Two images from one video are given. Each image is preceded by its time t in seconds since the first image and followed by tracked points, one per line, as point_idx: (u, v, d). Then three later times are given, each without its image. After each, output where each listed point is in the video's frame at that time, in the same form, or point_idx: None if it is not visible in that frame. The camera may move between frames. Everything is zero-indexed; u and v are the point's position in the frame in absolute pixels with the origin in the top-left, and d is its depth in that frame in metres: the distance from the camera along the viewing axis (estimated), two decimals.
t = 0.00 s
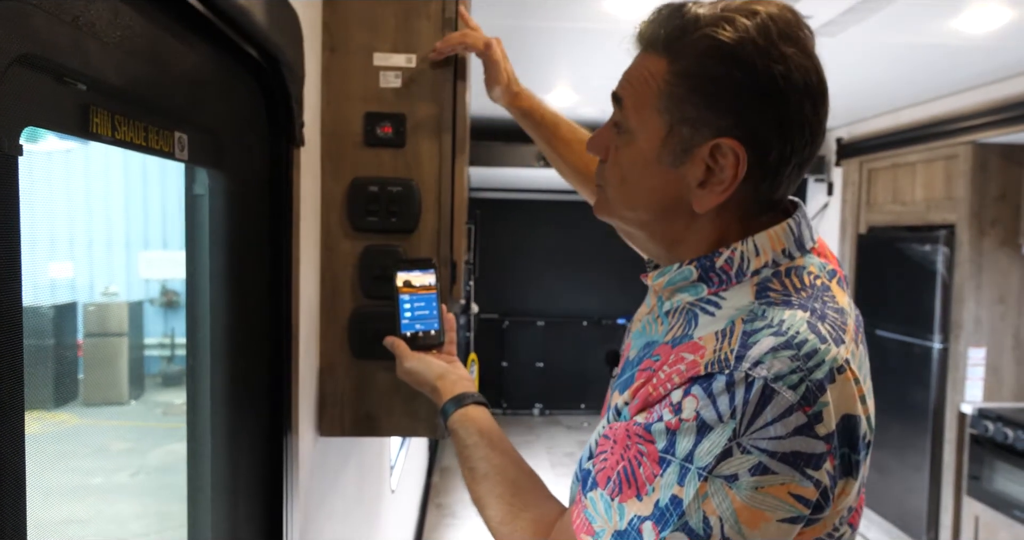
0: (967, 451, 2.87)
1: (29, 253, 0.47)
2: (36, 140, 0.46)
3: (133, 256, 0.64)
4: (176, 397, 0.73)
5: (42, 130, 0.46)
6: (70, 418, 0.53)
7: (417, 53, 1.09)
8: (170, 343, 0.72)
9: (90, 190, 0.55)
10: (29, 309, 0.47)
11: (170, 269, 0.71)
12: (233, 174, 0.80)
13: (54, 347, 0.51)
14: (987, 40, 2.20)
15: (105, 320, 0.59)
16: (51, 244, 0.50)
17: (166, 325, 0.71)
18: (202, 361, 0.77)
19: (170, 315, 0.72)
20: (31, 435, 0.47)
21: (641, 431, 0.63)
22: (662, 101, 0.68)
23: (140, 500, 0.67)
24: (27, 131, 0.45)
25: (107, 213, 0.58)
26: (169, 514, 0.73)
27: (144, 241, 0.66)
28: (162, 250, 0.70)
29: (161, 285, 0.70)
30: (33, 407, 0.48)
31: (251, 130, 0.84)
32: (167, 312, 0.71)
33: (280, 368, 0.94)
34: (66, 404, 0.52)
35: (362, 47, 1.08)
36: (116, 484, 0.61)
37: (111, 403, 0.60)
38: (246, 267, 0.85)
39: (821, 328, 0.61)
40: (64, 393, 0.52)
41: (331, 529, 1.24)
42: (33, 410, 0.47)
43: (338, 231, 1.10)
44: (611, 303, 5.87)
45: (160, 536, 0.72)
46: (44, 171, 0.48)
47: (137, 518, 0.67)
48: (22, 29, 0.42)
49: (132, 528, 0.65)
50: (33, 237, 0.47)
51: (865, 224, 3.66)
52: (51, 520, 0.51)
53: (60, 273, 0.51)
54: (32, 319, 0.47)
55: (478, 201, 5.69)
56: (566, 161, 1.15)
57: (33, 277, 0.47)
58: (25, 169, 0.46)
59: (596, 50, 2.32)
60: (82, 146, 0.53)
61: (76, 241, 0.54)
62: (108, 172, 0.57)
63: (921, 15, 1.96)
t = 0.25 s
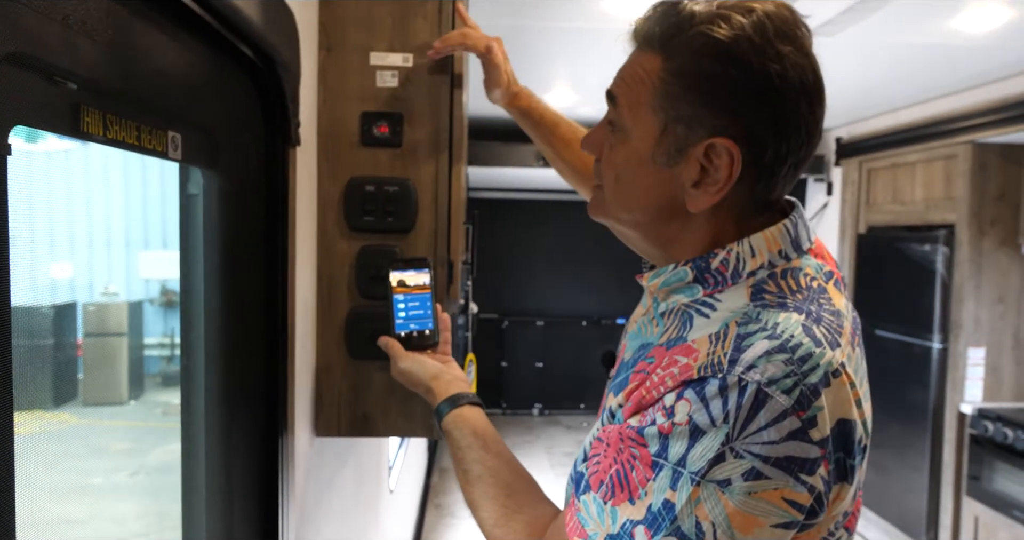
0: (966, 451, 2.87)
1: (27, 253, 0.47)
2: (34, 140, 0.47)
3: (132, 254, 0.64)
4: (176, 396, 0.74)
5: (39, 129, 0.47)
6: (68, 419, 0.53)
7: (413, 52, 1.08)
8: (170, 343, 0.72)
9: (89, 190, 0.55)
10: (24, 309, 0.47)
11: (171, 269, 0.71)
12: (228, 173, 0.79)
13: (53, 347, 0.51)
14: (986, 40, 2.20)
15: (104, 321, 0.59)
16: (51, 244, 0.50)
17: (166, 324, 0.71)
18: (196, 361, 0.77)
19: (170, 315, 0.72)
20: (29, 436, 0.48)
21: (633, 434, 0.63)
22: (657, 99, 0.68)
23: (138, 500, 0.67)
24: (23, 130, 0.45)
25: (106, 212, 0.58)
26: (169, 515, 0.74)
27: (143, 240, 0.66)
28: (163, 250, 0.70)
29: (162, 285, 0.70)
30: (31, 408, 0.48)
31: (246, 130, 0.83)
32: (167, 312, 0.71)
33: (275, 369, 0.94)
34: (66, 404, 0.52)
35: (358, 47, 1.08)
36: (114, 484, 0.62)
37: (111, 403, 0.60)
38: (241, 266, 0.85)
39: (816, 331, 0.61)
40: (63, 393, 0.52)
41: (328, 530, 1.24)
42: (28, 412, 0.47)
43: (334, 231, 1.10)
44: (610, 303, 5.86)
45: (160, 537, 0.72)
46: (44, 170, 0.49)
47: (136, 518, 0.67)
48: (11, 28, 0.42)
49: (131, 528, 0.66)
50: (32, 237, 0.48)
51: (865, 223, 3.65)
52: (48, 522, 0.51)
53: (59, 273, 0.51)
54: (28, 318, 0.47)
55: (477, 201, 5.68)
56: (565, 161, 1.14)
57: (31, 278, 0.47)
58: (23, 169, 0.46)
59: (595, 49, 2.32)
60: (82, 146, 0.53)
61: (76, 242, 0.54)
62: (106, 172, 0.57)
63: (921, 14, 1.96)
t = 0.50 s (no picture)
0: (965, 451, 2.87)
1: (28, 252, 0.47)
2: (34, 140, 0.48)
3: (132, 254, 0.65)
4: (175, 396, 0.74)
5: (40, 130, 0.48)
6: (69, 418, 0.53)
7: (410, 52, 1.08)
8: (171, 343, 0.73)
9: (90, 191, 0.56)
10: (25, 309, 0.47)
11: (169, 269, 0.72)
12: (224, 174, 0.79)
13: (54, 347, 0.51)
14: (986, 39, 2.19)
15: (105, 322, 0.59)
16: (52, 245, 0.51)
17: (166, 325, 0.72)
18: (192, 362, 0.77)
19: (169, 315, 0.73)
20: (30, 435, 0.48)
21: (626, 434, 0.63)
22: (646, 101, 0.68)
23: (137, 500, 0.67)
24: (23, 131, 0.46)
25: (106, 214, 0.59)
26: (167, 514, 0.74)
27: (143, 241, 0.67)
28: (162, 250, 0.70)
29: (161, 285, 0.71)
30: (32, 408, 0.48)
31: (242, 130, 0.83)
32: (167, 312, 0.72)
33: (271, 369, 0.94)
34: (66, 404, 0.52)
35: (356, 47, 1.08)
36: (115, 483, 0.62)
37: (112, 402, 0.60)
38: (238, 267, 0.85)
39: (809, 332, 0.61)
40: (64, 393, 0.52)
41: (325, 530, 1.24)
42: (29, 410, 0.48)
43: (331, 231, 1.10)
44: (610, 303, 5.86)
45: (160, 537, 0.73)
46: (44, 171, 0.50)
47: (135, 519, 0.67)
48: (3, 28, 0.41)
49: (131, 528, 0.66)
50: (33, 237, 0.48)
51: (865, 223, 3.65)
52: (49, 522, 0.51)
53: (60, 274, 0.52)
54: (30, 318, 0.48)
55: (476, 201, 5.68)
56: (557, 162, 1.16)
57: (32, 278, 0.48)
58: (23, 165, 0.47)
59: (593, 49, 2.32)
60: (82, 146, 0.54)
61: (77, 243, 0.54)
62: (106, 174, 0.58)
63: (920, 14, 1.96)
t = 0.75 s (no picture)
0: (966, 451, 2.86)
1: (28, 251, 0.47)
2: (35, 140, 0.48)
3: (132, 254, 0.65)
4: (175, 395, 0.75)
5: (41, 130, 0.48)
6: (69, 418, 0.53)
7: (411, 51, 1.08)
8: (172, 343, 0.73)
9: (89, 191, 0.56)
10: (25, 308, 0.47)
11: (169, 270, 0.72)
12: (223, 173, 0.79)
13: (55, 347, 0.51)
14: (986, 39, 2.19)
15: (105, 322, 0.59)
16: (52, 244, 0.51)
17: (166, 325, 0.72)
18: (192, 361, 0.76)
19: (170, 315, 0.73)
20: (30, 434, 0.48)
21: (629, 432, 0.63)
22: (646, 98, 0.67)
23: (137, 500, 0.67)
24: (24, 130, 0.46)
25: (106, 214, 0.59)
26: (166, 514, 0.74)
27: (143, 241, 0.67)
28: (161, 251, 0.71)
29: (161, 286, 0.71)
30: (33, 407, 0.48)
31: (243, 129, 0.83)
32: (167, 312, 0.73)
33: (271, 369, 0.93)
34: (67, 403, 0.52)
35: (356, 47, 1.08)
36: (115, 483, 0.62)
37: (112, 403, 0.60)
38: (238, 266, 0.85)
39: (810, 329, 0.61)
40: (64, 393, 0.52)
41: (325, 529, 1.24)
42: (29, 411, 0.47)
43: (332, 230, 1.09)
44: (610, 303, 5.86)
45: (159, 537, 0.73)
46: (44, 172, 0.50)
47: (135, 519, 0.67)
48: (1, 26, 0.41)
49: (130, 528, 0.66)
50: (34, 236, 0.48)
51: (865, 223, 3.65)
52: (50, 521, 0.51)
53: (60, 273, 0.52)
54: (29, 317, 0.48)
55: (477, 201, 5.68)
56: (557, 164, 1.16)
57: (32, 277, 0.48)
58: (24, 165, 0.47)
59: (594, 49, 2.32)
60: (83, 146, 0.54)
61: (77, 241, 0.54)
62: (106, 173, 0.58)
63: (921, 14, 1.95)
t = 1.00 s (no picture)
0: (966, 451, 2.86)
1: (29, 252, 0.47)
2: (36, 140, 0.47)
3: (134, 254, 0.64)
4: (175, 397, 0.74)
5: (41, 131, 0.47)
6: (69, 419, 0.53)
7: (411, 52, 1.08)
8: (172, 344, 0.72)
9: (91, 191, 0.56)
10: (24, 309, 0.47)
11: (170, 270, 0.71)
12: (224, 174, 0.79)
13: (55, 347, 0.51)
14: (986, 39, 2.19)
15: (106, 321, 0.59)
16: (55, 244, 0.51)
17: (167, 325, 0.72)
18: (194, 361, 0.77)
19: (170, 315, 0.72)
20: (29, 435, 0.47)
21: (629, 431, 0.63)
22: (647, 100, 0.68)
23: (138, 501, 0.67)
24: (24, 131, 0.46)
25: (107, 214, 0.59)
26: (168, 516, 0.74)
27: (145, 241, 0.66)
28: (162, 251, 0.70)
29: (163, 286, 0.70)
30: (32, 408, 0.48)
31: (243, 130, 0.83)
32: (168, 312, 0.72)
33: (271, 369, 0.94)
34: (67, 404, 0.52)
35: (357, 48, 1.08)
36: (116, 483, 0.62)
37: (112, 403, 0.60)
38: (238, 267, 0.85)
39: (808, 328, 0.61)
40: (64, 393, 0.52)
41: (326, 529, 1.24)
42: (29, 411, 0.48)
43: (332, 231, 1.10)
44: (611, 303, 5.86)
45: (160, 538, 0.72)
46: (47, 172, 0.50)
47: (137, 519, 0.67)
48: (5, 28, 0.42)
49: (132, 528, 0.66)
50: (35, 237, 0.48)
51: (866, 224, 3.65)
52: (50, 522, 0.51)
53: (62, 274, 0.52)
54: (29, 318, 0.47)
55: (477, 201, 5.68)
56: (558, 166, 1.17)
57: (32, 278, 0.48)
58: (26, 166, 0.47)
59: (595, 49, 2.32)
60: (84, 146, 0.53)
61: (79, 240, 0.54)
62: (108, 174, 0.58)
63: (922, 14, 1.95)
